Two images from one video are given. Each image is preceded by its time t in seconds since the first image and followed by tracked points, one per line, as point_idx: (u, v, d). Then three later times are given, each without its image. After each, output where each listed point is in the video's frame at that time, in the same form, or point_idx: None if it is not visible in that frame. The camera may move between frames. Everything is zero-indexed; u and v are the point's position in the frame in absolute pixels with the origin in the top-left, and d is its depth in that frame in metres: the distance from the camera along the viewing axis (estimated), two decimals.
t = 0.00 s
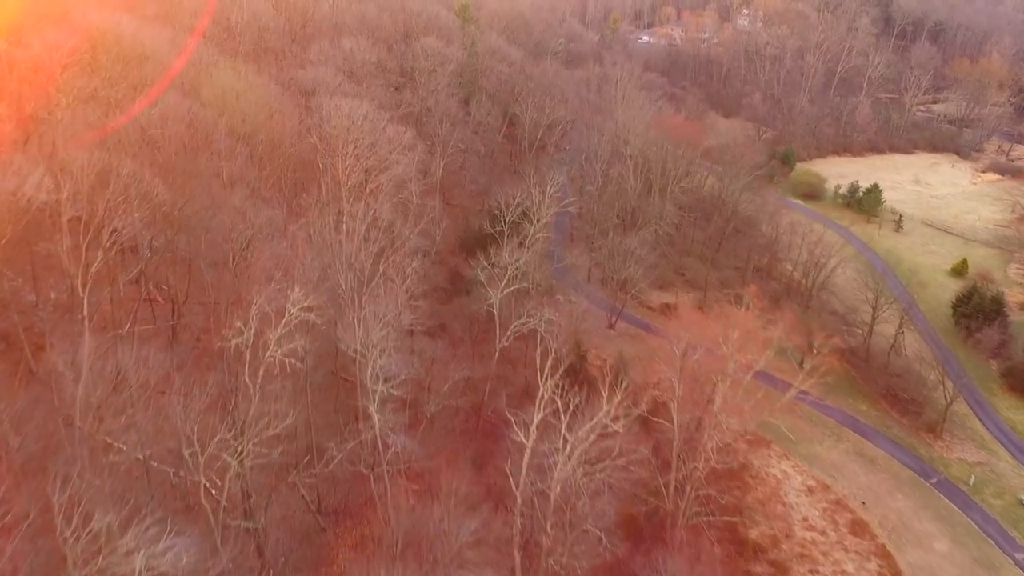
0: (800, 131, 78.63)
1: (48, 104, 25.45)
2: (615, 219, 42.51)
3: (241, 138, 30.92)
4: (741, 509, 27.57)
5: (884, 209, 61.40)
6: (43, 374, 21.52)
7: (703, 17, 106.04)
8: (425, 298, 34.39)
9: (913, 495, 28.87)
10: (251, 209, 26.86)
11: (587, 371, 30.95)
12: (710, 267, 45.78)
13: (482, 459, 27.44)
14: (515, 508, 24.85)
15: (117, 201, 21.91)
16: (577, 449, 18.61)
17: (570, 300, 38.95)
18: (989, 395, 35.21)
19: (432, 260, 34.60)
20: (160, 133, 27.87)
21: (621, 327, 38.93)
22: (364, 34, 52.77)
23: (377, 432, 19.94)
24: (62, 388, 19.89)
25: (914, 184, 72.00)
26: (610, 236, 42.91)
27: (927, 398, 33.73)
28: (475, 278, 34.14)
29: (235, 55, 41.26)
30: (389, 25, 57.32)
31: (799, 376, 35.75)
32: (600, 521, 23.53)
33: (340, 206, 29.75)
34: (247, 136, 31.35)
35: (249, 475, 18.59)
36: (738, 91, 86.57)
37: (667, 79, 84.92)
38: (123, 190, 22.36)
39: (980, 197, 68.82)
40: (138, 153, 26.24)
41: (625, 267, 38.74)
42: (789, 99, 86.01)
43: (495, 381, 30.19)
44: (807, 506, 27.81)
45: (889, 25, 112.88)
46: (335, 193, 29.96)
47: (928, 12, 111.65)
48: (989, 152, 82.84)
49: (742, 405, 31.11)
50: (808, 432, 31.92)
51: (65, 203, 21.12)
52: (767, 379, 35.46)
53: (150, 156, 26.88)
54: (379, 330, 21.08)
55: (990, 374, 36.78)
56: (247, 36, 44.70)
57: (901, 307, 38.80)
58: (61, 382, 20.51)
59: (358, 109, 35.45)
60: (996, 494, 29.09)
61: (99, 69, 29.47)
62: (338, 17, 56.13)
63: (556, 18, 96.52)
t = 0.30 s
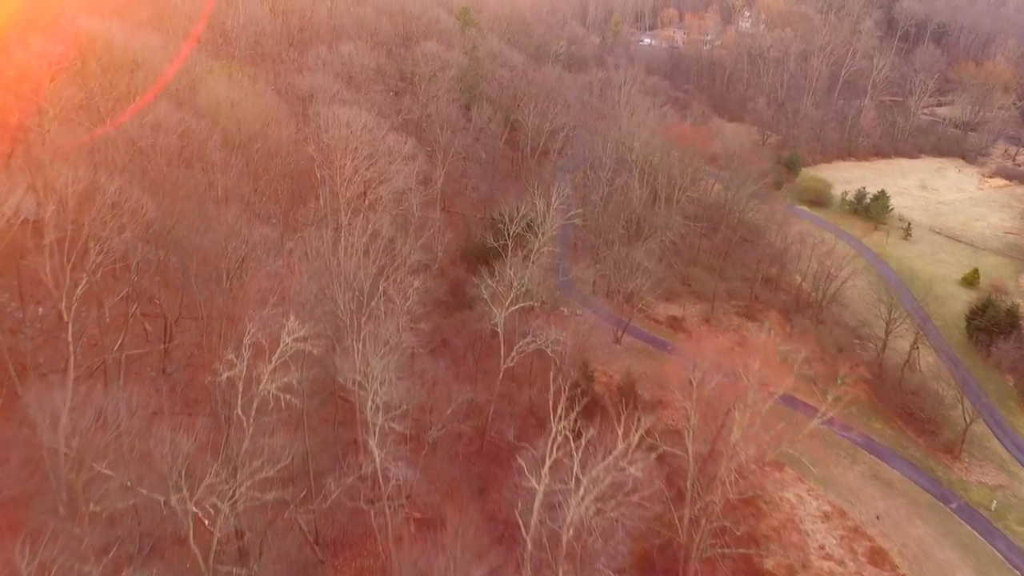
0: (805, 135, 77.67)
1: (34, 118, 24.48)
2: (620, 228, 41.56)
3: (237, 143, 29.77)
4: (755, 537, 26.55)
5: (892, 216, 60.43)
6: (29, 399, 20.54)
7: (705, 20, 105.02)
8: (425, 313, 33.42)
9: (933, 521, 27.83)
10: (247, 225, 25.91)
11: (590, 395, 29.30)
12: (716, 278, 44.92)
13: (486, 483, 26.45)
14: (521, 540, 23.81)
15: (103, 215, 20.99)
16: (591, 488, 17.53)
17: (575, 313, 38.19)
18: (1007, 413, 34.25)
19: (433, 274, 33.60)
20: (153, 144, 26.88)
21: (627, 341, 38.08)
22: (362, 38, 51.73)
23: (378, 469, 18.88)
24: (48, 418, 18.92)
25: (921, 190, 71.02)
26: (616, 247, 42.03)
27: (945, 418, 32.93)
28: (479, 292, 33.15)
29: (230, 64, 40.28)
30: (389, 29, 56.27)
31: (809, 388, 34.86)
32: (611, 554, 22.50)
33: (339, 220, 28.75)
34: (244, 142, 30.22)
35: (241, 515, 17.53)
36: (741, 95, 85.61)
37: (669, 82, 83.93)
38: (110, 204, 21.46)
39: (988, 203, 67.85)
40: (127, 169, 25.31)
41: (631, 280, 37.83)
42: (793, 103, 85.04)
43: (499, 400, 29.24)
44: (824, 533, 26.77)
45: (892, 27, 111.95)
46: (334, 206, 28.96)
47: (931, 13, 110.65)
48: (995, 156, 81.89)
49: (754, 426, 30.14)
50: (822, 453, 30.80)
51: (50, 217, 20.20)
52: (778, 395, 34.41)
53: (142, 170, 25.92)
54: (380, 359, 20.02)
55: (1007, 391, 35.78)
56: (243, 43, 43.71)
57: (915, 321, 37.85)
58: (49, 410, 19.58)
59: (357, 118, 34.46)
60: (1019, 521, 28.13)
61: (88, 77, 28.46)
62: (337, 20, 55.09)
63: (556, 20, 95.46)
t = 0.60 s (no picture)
0: (810, 140, 76.63)
1: (17, 135, 23.67)
2: (626, 240, 40.58)
3: (230, 154, 28.75)
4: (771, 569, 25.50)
5: (900, 224, 59.39)
6: (15, 430, 19.59)
7: (707, 23, 103.92)
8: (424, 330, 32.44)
9: (954, 550, 26.79)
10: (240, 243, 24.86)
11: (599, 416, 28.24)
12: (722, 290, 44.06)
13: (491, 511, 25.45)
14: None
15: (87, 231, 19.95)
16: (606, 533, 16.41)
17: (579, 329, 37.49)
18: None
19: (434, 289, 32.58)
20: (142, 156, 25.92)
21: (633, 357, 37.33)
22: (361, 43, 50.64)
23: (379, 510, 17.90)
24: (31, 457, 17.88)
25: (928, 196, 70.00)
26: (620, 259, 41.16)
27: (964, 440, 31.89)
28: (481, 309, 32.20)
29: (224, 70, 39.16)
30: (388, 34, 55.22)
31: (820, 406, 34.03)
32: None
33: (338, 237, 27.73)
34: (238, 152, 29.22)
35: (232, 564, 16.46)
36: (745, 99, 84.61)
37: (672, 87, 82.91)
38: (95, 220, 20.39)
39: (996, 210, 66.80)
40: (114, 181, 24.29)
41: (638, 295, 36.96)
42: (797, 108, 84.02)
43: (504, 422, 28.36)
44: (842, 563, 25.71)
45: (895, 30, 110.93)
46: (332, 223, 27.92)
47: (935, 16, 109.55)
48: (1001, 161, 80.87)
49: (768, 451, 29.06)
50: (838, 476, 29.71)
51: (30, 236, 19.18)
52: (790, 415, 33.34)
53: (131, 186, 24.88)
54: (380, 391, 18.99)
55: None
56: (238, 49, 42.57)
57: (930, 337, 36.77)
58: (33, 447, 18.60)
59: (355, 128, 33.40)
60: None
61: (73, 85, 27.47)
62: (335, 25, 54.02)
63: (557, 24, 94.36)
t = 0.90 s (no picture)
0: (816, 145, 75.58)
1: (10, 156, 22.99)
2: (632, 251, 39.64)
3: (226, 167, 27.88)
4: None
5: (910, 232, 58.25)
6: None
7: (710, 26, 102.87)
8: (427, 347, 31.51)
9: None
10: (234, 264, 24.04)
11: (612, 443, 28.49)
12: (731, 302, 43.00)
13: (495, 542, 24.83)
14: None
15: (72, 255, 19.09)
16: None
17: (585, 345, 36.65)
18: None
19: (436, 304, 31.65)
20: (134, 170, 25.10)
21: (641, 373, 36.11)
22: (360, 49, 49.72)
23: (378, 553, 16.86)
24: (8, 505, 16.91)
25: (936, 202, 68.87)
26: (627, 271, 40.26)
27: (985, 465, 31.01)
28: (486, 325, 31.27)
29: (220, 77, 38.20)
30: (389, 39, 54.22)
31: (834, 427, 32.99)
32: None
33: (336, 255, 26.68)
34: (236, 162, 28.36)
35: None
36: (749, 103, 83.63)
37: (675, 91, 81.99)
38: (79, 243, 19.55)
39: (1007, 217, 65.61)
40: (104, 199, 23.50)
41: (647, 309, 35.83)
42: (803, 112, 82.98)
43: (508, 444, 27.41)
44: None
45: (900, 32, 109.81)
46: (330, 240, 26.92)
47: (941, 18, 108.35)
48: (1010, 166, 79.63)
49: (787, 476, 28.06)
50: (855, 502, 28.53)
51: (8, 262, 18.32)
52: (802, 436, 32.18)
53: (118, 204, 23.89)
54: (378, 426, 17.82)
55: None
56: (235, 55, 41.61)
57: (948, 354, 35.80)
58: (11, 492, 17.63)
59: (355, 139, 32.49)
60: None
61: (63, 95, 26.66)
62: (335, 29, 53.02)
63: (559, 27, 93.32)
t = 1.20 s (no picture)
0: (844, 153, 73.86)
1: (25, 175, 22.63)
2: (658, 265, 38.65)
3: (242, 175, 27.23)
4: None
5: (941, 244, 56.62)
6: None
7: (735, 29, 101.20)
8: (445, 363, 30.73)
9: None
10: (247, 282, 23.28)
11: (636, 471, 26.95)
12: (758, 318, 41.68)
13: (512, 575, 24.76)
14: None
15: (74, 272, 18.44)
16: None
17: (608, 362, 35.72)
18: None
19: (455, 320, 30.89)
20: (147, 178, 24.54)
21: (665, 392, 34.90)
22: (380, 52, 48.83)
23: None
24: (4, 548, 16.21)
25: (968, 213, 67.09)
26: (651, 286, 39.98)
27: None
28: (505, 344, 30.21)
29: (237, 91, 37.78)
30: (409, 43, 53.35)
31: (868, 456, 31.71)
32: None
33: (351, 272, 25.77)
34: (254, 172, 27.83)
35: None
36: (774, 109, 82.07)
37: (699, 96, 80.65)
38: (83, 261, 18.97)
39: None
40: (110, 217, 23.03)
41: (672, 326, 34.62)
42: (829, 119, 81.30)
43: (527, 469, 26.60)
44: None
45: (929, 37, 107.50)
46: (346, 257, 26.00)
47: (973, 22, 105.87)
48: None
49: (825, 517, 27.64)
50: (891, 535, 27.26)
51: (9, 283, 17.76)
52: (835, 462, 30.93)
53: (127, 219, 23.08)
54: (392, 464, 16.81)
55: None
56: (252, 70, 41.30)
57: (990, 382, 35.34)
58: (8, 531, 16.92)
59: (374, 147, 31.67)
60: None
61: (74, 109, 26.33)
62: (354, 33, 52.21)
63: (581, 31, 92.02)
